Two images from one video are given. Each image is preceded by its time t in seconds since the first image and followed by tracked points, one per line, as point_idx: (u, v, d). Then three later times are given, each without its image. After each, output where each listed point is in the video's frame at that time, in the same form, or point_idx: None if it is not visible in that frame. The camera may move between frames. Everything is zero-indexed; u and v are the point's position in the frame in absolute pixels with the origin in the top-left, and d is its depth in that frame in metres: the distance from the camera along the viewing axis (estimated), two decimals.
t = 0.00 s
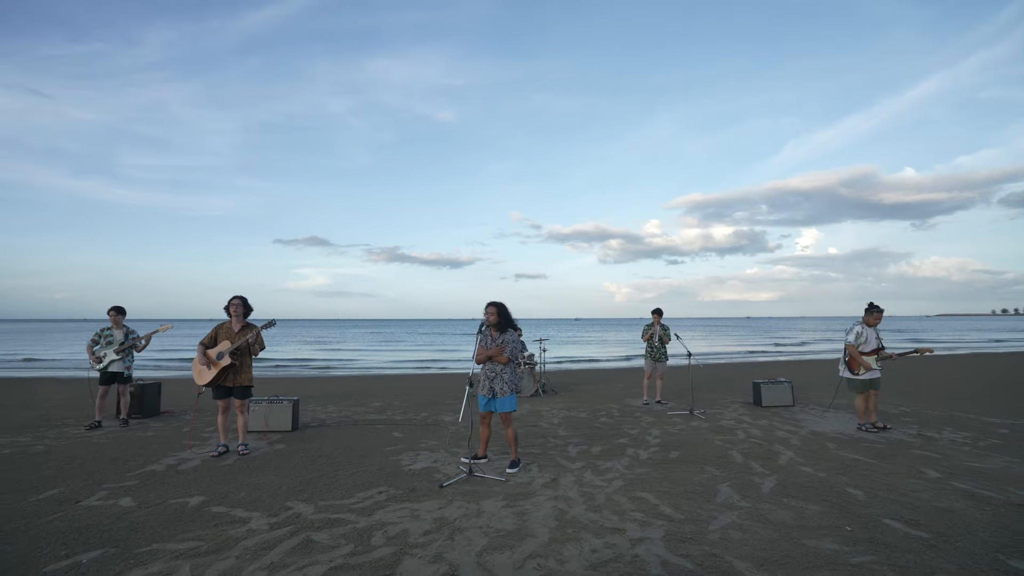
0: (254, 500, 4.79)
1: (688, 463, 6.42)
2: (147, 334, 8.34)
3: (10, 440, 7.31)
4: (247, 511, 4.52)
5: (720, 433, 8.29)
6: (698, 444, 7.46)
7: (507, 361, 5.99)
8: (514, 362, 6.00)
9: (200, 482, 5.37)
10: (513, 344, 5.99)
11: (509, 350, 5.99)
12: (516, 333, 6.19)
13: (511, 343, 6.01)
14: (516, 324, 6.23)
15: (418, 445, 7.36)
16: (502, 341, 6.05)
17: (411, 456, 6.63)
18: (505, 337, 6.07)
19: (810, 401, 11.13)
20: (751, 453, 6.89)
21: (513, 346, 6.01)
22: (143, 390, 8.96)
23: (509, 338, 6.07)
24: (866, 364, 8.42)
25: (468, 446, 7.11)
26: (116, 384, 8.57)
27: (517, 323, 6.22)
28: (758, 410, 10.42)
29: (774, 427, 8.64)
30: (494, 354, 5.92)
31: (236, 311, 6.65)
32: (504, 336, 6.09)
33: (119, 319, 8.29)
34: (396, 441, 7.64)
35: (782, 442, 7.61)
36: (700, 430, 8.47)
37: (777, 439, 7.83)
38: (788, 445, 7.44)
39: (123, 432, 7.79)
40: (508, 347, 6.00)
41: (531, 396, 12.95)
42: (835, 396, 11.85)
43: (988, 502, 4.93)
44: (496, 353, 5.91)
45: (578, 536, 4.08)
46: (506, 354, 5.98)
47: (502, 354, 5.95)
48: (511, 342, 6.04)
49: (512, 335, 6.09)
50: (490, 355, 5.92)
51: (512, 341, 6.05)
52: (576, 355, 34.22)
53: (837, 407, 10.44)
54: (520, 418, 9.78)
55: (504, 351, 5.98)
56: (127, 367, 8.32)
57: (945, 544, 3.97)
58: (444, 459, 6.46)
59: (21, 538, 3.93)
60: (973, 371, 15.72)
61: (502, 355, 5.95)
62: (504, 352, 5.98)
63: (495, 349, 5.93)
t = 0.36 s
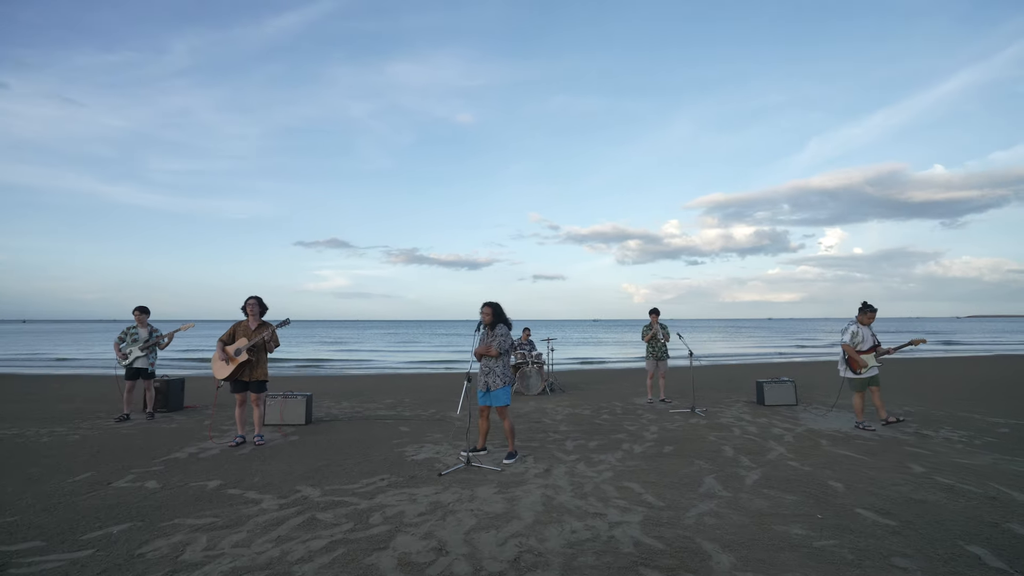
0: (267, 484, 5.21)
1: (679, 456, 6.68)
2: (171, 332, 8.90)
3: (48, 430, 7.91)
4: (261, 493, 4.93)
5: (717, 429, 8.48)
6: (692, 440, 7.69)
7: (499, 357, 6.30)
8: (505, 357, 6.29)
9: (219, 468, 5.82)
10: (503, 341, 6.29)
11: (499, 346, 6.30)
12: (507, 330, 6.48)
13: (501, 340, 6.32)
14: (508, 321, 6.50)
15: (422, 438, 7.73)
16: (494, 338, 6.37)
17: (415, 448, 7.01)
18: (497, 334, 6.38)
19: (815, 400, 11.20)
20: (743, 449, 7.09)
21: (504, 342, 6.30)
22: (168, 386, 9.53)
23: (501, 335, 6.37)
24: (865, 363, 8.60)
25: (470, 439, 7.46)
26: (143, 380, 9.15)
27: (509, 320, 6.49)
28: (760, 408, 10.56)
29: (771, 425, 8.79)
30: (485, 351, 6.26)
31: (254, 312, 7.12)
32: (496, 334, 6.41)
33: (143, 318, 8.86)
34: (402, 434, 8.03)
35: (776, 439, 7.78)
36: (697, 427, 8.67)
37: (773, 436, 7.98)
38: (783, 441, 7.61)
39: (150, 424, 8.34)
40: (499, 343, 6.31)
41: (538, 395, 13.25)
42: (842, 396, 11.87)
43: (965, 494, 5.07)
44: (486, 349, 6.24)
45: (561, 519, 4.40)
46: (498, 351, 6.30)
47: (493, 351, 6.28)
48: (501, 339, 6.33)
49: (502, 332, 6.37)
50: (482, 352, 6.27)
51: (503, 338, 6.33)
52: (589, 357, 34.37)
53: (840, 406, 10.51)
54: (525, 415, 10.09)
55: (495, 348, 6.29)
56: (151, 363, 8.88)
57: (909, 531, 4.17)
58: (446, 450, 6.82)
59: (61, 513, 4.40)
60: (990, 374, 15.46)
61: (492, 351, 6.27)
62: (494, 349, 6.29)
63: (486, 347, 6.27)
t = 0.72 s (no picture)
0: (273, 474, 5.58)
1: (665, 452, 6.97)
2: (182, 333, 9.32)
3: (68, 424, 8.38)
4: (267, 482, 5.31)
5: (706, 427, 8.76)
6: (681, 436, 7.98)
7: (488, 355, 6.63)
8: (494, 355, 6.62)
9: (228, 459, 6.21)
10: (493, 340, 6.63)
11: (488, 345, 6.64)
12: (497, 330, 6.81)
13: (491, 340, 6.66)
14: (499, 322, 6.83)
15: (421, 433, 8.09)
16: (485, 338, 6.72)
17: (413, 443, 7.36)
18: (487, 334, 6.72)
19: (808, 401, 11.42)
20: (728, 445, 7.37)
21: (493, 341, 6.63)
22: (180, 384, 9.97)
23: (491, 335, 6.71)
24: (852, 363, 8.84)
25: (466, 434, 7.80)
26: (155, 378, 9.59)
27: (499, 320, 6.81)
28: (753, 408, 10.81)
29: (760, 424, 9.05)
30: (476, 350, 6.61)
31: (262, 313, 7.52)
32: (486, 334, 6.75)
33: (156, 319, 9.30)
34: (402, 430, 8.39)
35: (763, 436, 8.05)
36: (688, 425, 8.95)
37: (760, 434, 8.25)
38: (769, 439, 7.88)
39: (163, 420, 8.77)
40: (488, 342, 6.65)
41: (538, 395, 13.57)
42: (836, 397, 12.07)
43: (931, 487, 5.33)
44: (477, 349, 6.59)
45: (543, 505, 4.72)
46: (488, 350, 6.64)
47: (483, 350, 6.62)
48: (491, 339, 6.67)
49: (492, 333, 6.70)
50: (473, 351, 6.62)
51: (492, 338, 6.66)
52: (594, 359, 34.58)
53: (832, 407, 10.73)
54: (523, 413, 10.42)
55: (485, 347, 6.63)
56: (162, 362, 9.32)
57: (869, 518, 4.44)
58: (443, 445, 7.16)
59: (84, 496, 4.81)
60: (990, 377, 15.54)
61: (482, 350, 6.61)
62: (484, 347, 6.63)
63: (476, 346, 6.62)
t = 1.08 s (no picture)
0: (272, 479, 5.87)
1: (651, 460, 7.22)
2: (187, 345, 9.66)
3: (76, 433, 8.69)
4: (267, 486, 5.60)
5: (694, 438, 8.99)
6: (668, 446, 8.22)
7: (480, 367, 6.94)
8: (486, 367, 6.93)
9: (231, 466, 6.50)
10: (485, 353, 6.94)
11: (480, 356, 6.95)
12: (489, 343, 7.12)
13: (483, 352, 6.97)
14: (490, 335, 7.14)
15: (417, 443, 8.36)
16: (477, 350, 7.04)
17: (409, 451, 7.64)
18: (478, 346, 7.04)
19: (798, 413, 11.62)
20: (713, 454, 7.61)
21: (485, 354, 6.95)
22: (184, 395, 10.27)
23: (482, 348, 7.02)
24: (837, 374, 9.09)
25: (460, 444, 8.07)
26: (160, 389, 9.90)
27: (490, 334, 7.13)
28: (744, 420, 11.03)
29: (748, 434, 9.28)
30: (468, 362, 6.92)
31: (265, 327, 7.85)
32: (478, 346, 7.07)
33: (161, 332, 9.66)
34: (399, 440, 8.67)
35: (748, 446, 8.28)
36: (677, 436, 9.19)
37: (746, 444, 8.48)
38: (753, 448, 8.12)
39: (167, 430, 9.06)
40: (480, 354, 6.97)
41: (534, 406, 13.80)
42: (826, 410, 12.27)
43: (900, 493, 5.57)
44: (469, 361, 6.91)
45: (527, 508, 4.99)
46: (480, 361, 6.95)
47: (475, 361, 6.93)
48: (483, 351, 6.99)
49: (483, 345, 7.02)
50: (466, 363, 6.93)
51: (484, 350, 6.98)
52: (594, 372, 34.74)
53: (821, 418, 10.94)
54: (517, 425, 10.66)
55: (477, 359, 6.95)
56: (166, 373, 9.65)
57: (835, 521, 4.70)
58: (436, 454, 7.43)
59: (95, 498, 5.11)
60: (982, 391, 15.69)
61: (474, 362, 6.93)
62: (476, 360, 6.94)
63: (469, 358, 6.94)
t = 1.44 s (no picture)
0: (273, 487, 6.12)
1: (639, 470, 7.44)
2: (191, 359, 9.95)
3: (83, 444, 8.95)
4: (267, 493, 5.85)
5: (685, 449, 9.19)
6: (658, 457, 8.44)
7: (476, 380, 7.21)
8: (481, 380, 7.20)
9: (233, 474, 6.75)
10: (481, 367, 7.22)
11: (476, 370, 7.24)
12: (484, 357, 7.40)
13: (479, 367, 7.25)
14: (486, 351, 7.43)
15: (414, 454, 8.58)
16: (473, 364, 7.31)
17: (405, 462, 7.87)
18: (475, 360, 7.31)
19: (791, 425, 11.80)
20: (701, 465, 7.82)
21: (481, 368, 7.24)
22: (188, 407, 10.52)
23: (478, 362, 7.30)
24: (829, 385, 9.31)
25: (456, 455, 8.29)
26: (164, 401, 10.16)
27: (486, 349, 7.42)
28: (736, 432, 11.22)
29: (738, 446, 9.47)
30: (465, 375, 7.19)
31: (269, 342, 8.14)
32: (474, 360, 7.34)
33: (166, 346, 9.96)
34: (396, 451, 8.89)
35: (736, 457, 8.49)
36: (668, 447, 9.39)
37: (734, 455, 8.69)
38: (741, 459, 8.33)
39: (171, 441, 9.30)
40: (476, 368, 7.25)
41: (532, 419, 13.99)
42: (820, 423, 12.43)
43: (876, 500, 5.79)
44: (466, 374, 7.18)
45: (515, 514, 5.23)
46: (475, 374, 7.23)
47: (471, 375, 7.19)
48: (479, 365, 7.27)
49: (479, 360, 7.30)
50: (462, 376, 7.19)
51: (480, 365, 7.26)
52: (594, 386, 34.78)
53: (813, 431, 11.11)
54: (514, 437, 10.86)
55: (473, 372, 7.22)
56: (170, 386, 9.92)
57: (809, 525, 4.91)
58: (432, 464, 7.66)
59: (104, 504, 5.36)
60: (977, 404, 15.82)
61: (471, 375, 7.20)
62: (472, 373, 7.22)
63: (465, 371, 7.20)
